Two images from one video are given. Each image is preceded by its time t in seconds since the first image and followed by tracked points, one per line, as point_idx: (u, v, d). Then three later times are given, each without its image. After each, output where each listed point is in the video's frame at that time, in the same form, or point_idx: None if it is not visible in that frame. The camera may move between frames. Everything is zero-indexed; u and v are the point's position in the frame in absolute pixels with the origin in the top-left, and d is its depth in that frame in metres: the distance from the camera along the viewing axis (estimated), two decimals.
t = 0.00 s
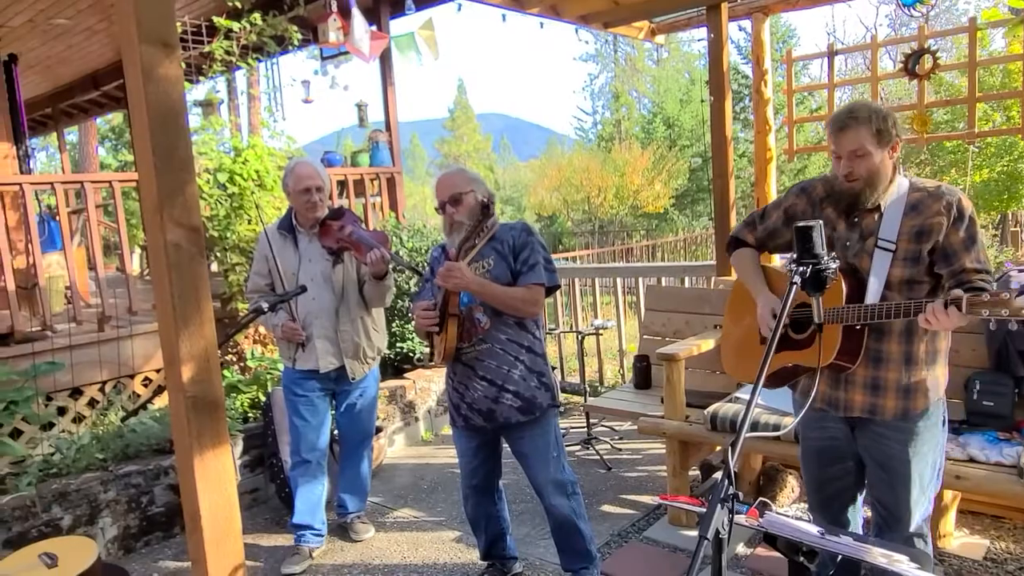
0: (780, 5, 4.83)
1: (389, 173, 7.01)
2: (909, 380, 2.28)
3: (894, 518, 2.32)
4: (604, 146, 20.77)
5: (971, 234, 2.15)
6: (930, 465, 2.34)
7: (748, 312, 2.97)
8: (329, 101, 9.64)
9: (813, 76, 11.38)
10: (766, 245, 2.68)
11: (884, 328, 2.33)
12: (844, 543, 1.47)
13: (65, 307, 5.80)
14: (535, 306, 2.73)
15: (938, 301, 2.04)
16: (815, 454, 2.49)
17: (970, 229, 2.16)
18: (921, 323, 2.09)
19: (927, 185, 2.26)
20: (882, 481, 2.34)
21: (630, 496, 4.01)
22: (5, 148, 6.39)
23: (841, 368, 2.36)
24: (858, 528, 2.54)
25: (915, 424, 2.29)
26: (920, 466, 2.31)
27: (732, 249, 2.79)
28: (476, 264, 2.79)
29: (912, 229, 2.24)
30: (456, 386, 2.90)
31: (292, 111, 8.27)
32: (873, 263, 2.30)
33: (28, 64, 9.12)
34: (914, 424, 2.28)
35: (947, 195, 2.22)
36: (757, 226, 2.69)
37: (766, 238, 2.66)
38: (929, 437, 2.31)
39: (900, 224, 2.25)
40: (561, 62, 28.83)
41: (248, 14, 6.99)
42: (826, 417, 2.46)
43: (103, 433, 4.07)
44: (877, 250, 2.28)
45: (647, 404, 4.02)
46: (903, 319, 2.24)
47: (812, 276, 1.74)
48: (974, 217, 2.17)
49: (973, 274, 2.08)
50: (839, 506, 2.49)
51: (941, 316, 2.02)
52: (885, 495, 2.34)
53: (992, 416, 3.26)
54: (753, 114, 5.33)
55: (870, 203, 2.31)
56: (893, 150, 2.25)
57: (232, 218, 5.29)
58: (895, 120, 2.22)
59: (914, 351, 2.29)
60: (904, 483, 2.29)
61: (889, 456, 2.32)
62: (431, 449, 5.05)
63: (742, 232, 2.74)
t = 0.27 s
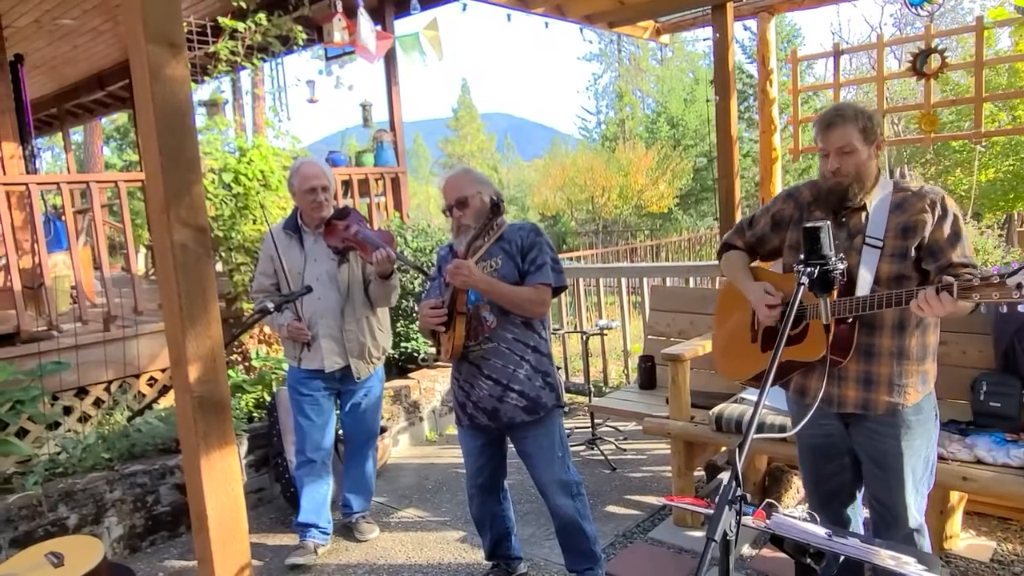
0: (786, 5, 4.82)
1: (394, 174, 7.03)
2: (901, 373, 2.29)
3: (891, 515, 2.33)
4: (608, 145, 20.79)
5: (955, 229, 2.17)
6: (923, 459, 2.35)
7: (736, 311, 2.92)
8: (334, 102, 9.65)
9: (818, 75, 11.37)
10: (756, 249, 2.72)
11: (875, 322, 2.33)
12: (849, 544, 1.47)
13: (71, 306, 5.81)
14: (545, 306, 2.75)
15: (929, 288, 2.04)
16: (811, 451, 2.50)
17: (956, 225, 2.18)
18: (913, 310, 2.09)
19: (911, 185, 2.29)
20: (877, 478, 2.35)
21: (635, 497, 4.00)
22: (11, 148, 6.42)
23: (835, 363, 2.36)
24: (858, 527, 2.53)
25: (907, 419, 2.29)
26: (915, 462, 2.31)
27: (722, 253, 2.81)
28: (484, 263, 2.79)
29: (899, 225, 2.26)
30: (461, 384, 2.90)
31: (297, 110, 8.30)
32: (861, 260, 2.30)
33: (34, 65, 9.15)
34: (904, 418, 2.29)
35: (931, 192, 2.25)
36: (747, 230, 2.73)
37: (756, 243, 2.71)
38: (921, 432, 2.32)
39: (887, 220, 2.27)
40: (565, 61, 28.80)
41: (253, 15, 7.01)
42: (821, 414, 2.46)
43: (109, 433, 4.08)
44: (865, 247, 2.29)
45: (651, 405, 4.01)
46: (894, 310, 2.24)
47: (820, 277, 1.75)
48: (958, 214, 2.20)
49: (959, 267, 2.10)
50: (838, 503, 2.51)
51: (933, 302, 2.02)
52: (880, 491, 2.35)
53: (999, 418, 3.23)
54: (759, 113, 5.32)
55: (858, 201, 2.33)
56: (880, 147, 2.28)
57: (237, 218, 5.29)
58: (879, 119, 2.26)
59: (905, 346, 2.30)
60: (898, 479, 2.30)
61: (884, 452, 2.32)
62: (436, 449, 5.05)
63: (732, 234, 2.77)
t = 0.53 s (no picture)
0: (788, 5, 4.81)
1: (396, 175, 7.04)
2: (892, 369, 2.32)
3: (888, 513, 2.34)
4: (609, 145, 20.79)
5: (935, 229, 2.24)
6: (918, 454, 2.36)
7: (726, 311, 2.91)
8: (337, 102, 9.66)
9: (820, 75, 11.35)
10: (743, 254, 2.77)
11: (865, 320, 2.35)
12: (853, 545, 1.47)
13: (73, 306, 5.83)
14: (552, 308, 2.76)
15: (920, 283, 2.08)
16: (808, 451, 2.53)
17: (936, 225, 2.25)
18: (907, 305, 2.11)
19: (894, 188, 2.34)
20: (873, 475, 2.37)
21: (638, 497, 4.01)
22: (15, 148, 6.43)
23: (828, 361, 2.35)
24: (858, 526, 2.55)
25: (899, 415, 2.31)
26: (909, 458, 2.33)
27: (709, 259, 2.87)
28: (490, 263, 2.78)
29: (883, 227, 2.30)
30: (465, 384, 2.90)
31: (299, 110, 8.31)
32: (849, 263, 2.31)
33: (37, 65, 9.16)
34: (896, 413, 2.31)
35: (913, 195, 2.31)
36: (733, 235, 2.79)
37: (742, 247, 2.76)
38: (914, 429, 2.34)
39: (872, 222, 2.31)
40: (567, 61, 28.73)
41: (255, 15, 7.02)
42: (816, 413, 2.47)
43: (111, 433, 4.09)
44: (853, 249, 2.31)
45: (653, 406, 4.02)
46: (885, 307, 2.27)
47: (824, 279, 1.74)
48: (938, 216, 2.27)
49: (939, 266, 2.18)
50: (837, 502, 2.52)
51: (925, 297, 2.05)
52: (877, 488, 2.37)
53: (1002, 420, 3.21)
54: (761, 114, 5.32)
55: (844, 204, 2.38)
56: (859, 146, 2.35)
57: (240, 218, 5.30)
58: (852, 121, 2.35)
59: (895, 343, 2.33)
60: (894, 475, 2.32)
61: (878, 449, 2.34)
62: (438, 450, 5.06)
63: (719, 240, 2.83)
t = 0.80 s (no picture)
0: (788, 7, 4.82)
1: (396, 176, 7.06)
2: (886, 366, 2.34)
3: (885, 511, 2.36)
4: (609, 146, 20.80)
5: (920, 227, 2.30)
6: (913, 450, 2.38)
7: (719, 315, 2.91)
8: (337, 103, 9.66)
9: (820, 76, 11.35)
10: (732, 259, 2.78)
11: (859, 318, 2.36)
12: (851, 547, 1.47)
13: (74, 307, 5.83)
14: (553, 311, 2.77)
15: (914, 273, 2.10)
16: (805, 451, 2.52)
17: (919, 223, 2.31)
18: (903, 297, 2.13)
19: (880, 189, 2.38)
20: (870, 473, 2.38)
21: (637, 498, 4.01)
22: (15, 148, 6.43)
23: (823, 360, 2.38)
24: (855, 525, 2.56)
25: (894, 411, 2.33)
26: (905, 454, 2.35)
27: (698, 264, 2.85)
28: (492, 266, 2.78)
29: (870, 226, 2.34)
30: (466, 386, 2.90)
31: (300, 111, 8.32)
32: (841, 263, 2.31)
33: (38, 65, 9.17)
34: (891, 409, 2.34)
35: (897, 195, 2.35)
36: (722, 241, 2.79)
37: (731, 253, 2.78)
38: (909, 425, 2.36)
39: (858, 222, 2.35)
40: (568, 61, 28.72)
41: (256, 16, 7.04)
42: (812, 413, 2.47)
43: (112, 433, 4.10)
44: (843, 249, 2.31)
45: (653, 407, 4.02)
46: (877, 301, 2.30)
47: (823, 281, 1.74)
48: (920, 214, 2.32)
49: (925, 260, 2.24)
50: (834, 500, 2.54)
51: (922, 287, 2.07)
52: (874, 486, 2.38)
53: (1001, 421, 3.21)
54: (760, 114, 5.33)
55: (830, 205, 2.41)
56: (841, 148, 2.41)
57: (240, 219, 5.30)
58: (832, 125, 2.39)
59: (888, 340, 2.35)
60: (891, 471, 2.34)
61: (875, 446, 2.36)
62: (438, 450, 5.07)
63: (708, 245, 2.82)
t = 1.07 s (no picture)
0: (787, 8, 4.82)
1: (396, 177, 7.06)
2: (881, 365, 2.35)
3: (883, 509, 2.37)
4: (609, 147, 20.80)
5: (910, 227, 2.31)
6: (910, 448, 2.39)
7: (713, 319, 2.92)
8: (338, 103, 9.67)
9: (819, 77, 11.36)
10: (725, 263, 2.78)
11: (854, 317, 2.38)
12: (848, 548, 1.47)
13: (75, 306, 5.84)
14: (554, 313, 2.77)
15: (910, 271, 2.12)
16: (802, 451, 2.53)
17: (909, 224, 2.31)
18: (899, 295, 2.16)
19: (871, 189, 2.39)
20: (867, 472, 2.39)
21: (637, 499, 4.02)
22: (16, 149, 6.42)
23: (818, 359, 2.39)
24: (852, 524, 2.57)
25: (890, 410, 2.35)
26: (903, 453, 2.36)
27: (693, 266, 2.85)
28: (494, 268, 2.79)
29: (862, 226, 2.35)
30: (467, 387, 2.90)
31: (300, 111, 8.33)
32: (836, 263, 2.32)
33: (39, 65, 9.18)
34: (888, 408, 2.35)
35: (887, 197, 2.36)
36: (715, 245, 2.81)
37: (724, 257, 2.78)
38: (905, 424, 2.37)
39: (849, 223, 2.36)
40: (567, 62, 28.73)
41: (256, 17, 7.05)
42: (809, 413, 2.48)
43: (112, 433, 4.11)
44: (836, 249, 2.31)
45: (652, 407, 4.03)
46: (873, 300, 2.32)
47: (821, 283, 1.74)
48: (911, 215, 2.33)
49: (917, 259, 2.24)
50: (831, 500, 2.54)
51: (918, 283, 2.08)
52: (871, 485, 2.39)
53: (999, 422, 3.21)
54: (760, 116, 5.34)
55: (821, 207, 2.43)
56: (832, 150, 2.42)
57: (240, 220, 5.31)
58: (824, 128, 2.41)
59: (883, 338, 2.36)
60: (888, 469, 2.35)
61: (872, 445, 2.36)
62: (437, 450, 5.08)
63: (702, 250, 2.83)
